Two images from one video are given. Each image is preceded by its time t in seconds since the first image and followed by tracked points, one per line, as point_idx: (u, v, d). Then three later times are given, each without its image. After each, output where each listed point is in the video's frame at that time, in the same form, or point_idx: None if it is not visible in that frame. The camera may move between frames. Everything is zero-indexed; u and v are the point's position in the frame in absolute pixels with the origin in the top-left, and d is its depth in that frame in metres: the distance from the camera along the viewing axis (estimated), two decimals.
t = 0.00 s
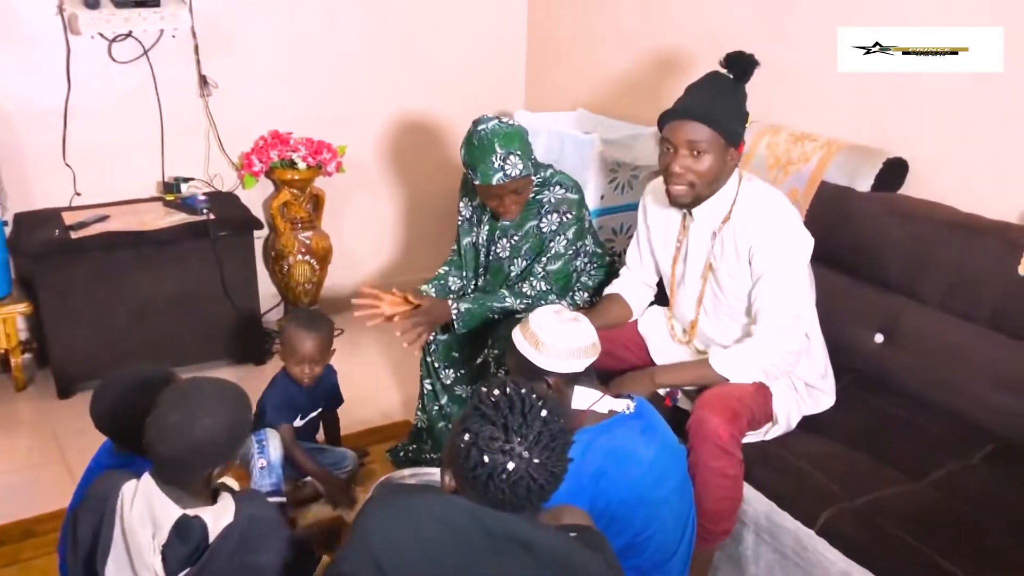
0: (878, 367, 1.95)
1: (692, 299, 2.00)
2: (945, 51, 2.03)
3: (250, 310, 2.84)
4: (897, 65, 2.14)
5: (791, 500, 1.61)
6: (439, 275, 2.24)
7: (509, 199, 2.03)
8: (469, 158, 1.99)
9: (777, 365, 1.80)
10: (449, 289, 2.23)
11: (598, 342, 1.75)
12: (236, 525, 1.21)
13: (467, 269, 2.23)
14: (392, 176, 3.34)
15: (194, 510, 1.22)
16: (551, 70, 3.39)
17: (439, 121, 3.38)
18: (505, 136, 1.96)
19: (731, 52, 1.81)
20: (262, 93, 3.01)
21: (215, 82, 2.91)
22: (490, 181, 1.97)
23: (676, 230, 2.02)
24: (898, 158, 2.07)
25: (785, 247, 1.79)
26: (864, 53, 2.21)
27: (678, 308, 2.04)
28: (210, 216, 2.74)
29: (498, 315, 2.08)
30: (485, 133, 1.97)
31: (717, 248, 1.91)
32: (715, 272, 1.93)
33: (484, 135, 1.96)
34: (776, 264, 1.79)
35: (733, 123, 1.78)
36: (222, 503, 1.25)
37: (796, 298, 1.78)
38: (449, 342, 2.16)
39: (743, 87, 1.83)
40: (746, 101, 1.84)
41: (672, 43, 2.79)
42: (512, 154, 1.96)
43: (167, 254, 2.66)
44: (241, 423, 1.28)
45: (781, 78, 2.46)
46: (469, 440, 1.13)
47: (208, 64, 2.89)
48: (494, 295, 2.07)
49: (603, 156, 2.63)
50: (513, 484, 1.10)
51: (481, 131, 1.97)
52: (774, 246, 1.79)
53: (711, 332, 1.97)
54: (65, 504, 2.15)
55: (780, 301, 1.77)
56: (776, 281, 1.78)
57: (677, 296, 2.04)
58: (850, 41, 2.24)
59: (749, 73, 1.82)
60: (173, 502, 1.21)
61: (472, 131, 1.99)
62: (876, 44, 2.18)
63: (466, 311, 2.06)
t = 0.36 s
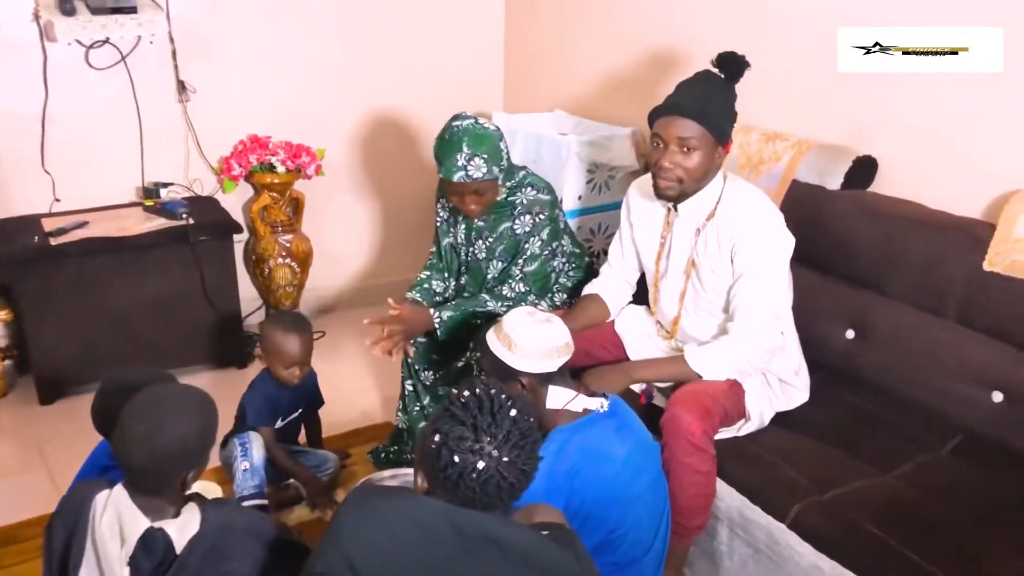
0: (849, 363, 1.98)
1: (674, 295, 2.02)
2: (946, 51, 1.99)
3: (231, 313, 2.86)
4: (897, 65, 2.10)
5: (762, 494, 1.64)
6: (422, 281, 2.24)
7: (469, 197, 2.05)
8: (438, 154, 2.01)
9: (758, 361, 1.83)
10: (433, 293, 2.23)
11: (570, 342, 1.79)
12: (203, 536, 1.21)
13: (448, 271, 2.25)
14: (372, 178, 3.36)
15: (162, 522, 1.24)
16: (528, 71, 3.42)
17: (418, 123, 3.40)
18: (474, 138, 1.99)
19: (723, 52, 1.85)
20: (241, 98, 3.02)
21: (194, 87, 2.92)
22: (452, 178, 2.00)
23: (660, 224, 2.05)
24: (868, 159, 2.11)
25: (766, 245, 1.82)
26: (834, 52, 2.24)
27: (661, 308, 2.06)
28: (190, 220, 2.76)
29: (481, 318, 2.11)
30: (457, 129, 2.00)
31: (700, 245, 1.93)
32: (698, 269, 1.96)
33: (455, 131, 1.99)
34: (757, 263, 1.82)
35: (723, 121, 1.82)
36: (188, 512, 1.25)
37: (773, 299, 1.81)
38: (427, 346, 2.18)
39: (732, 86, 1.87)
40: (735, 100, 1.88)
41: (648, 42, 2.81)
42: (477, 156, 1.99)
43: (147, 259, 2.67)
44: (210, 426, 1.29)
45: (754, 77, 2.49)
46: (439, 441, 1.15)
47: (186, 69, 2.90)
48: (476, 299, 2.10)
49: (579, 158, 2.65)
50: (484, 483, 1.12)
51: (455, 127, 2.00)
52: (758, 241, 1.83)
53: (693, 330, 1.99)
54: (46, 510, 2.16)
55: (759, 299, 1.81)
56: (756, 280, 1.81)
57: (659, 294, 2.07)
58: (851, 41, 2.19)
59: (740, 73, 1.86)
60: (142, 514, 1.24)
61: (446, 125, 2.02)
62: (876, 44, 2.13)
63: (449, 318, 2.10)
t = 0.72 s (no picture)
0: (827, 359, 2.00)
1: (659, 286, 2.02)
2: (946, 51, 1.97)
3: (212, 313, 2.85)
4: (897, 65, 2.07)
5: (739, 490, 1.65)
6: (401, 274, 2.26)
7: (435, 193, 2.06)
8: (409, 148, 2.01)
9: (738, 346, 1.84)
10: (412, 287, 2.26)
11: (551, 339, 1.78)
12: (192, 539, 1.20)
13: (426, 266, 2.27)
14: (353, 176, 3.36)
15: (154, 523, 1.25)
16: (509, 70, 3.42)
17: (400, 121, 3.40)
18: (446, 138, 1.99)
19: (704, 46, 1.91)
20: (221, 97, 3.01)
21: (173, 87, 2.91)
22: (419, 173, 2.00)
23: (643, 215, 2.07)
24: (843, 155, 2.11)
25: (750, 235, 1.85)
26: (812, 50, 2.26)
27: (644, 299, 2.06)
28: (170, 220, 2.75)
29: (456, 311, 2.10)
30: (433, 126, 2.00)
31: (684, 235, 1.95)
32: (682, 258, 1.97)
33: (431, 128, 2.00)
34: (741, 255, 1.84)
35: (708, 109, 1.86)
36: (182, 512, 1.26)
37: (756, 290, 1.83)
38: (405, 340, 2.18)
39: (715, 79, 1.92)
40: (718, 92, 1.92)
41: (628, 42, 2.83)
42: (447, 156, 1.99)
43: (128, 259, 2.66)
44: (196, 417, 1.31)
45: (733, 76, 2.50)
46: (415, 442, 1.16)
47: (165, 69, 2.89)
48: (452, 291, 2.10)
49: (562, 157, 2.65)
50: (460, 483, 1.13)
51: (431, 124, 2.01)
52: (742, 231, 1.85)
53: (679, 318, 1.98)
54: (27, 511, 2.16)
55: (740, 289, 1.83)
56: (740, 272, 1.83)
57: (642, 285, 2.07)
58: (851, 41, 2.15)
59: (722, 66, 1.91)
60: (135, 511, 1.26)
61: (423, 121, 2.03)
62: (876, 44, 2.10)
63: (423, 306, 2.08)
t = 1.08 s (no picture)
0: (816, 357, 2.00)
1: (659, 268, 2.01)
2: (945, 51, 1.95)
3: (203, 312, 2.85)
4: (896, 66, 2.05)
5: (727, 488, 1.66)
6: (391, 271, 2.24)
7: (426, 183, 2.05)
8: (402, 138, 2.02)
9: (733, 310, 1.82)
10: (402, 283, 2.24)
11: (542, 339, 1.78)
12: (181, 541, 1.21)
13: (419, 262, 2.26)
14: (345, 173, 3.35)
15: (162, 512, 1.27)
16: (500, 67, 3.42)
17: (391, 119, 3.40)
18: (438, 128, 1.99)
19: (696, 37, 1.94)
20: (211, 95, 3.00)
21: (163, 84, 2.91)
22: (411, 163, 2.00)
23: (640, 198, 2.06)
24: (834, 154, 2.11)
25: (742, 205, 1.85)
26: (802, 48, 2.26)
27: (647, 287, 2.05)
28: (160, 219, 2.74)
29: (444, 307, 2.10)
30: (426, 116, 2.00)
31: (680, 215, 1.94)
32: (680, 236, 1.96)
33: (425, 117, 2.00)
34: (733, 217, 1.84)
35: (704, 93, 1.88)
36: (191, 506, 1.28)
37: (747, 249, 1.82)
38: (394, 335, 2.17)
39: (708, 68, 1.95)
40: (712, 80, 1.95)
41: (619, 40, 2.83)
42: (438, 146, 1.99)
43: (117, 258, 2.65)
44: (184, 401, 1.34)
45: (723, 73, 2.51)
46: (402, 443, 1.16)
47: (155, 66, 2.88)
48: (442, 288, 2.10)
49: (553, 155, 2.67)
50: (447, 483, 1.13)
51: (425, 114, 2.01)
52: (738, 198, 1.85)
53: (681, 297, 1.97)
54: (16, 511, 2.15)
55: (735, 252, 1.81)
56: (730, 231, 1.82)
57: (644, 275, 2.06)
58: (851, 41, 2.13)
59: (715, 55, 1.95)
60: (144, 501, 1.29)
61: (418, 112, 2.03)
62: (876, 44, 2.08)
63: (413, 306, 2.07)
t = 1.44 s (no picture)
0: (811, 360, 2.00)
1: (646, 280, 2.02)
2: (945, 51, 1.95)
3: (197, 314, 2.84)
4: (896, 66, 2.04)
5: (721, 491, 1.65)
6: (378, 281, 2.24)
7: (408, 194, 2.04)
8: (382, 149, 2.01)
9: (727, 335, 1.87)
10: (389, 293, 2.24)
11: (534, 341, 1.78)
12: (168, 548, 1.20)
13: (404, 271, 2.25)
14: (339, 174, 3.35)
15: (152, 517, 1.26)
16: (495, 68, 3.41)
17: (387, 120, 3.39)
18: (418, 137, 1.98)
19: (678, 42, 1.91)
20: (205, 96, 2.99)
21: (157, 86, 2.90)
22: (392, 172, 1.99)
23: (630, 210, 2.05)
24: (825, 155, 2.12)
25: (739, 225, 1.87)
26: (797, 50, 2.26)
27: (633, 295, 2.06)
28: (154, 220, 2.74)
29: (433, 314, 2.09)
30: (406, 126, 2.00)
31: (671, 227, 1.96)
32: (670, 248, 1.97)
33: (404, 127, 1.99)
34: (732, 243, 1.87)
35: (683, 103, 1.86)
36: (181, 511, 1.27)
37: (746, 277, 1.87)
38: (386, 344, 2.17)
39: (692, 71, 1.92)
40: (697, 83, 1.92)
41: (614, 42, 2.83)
42: (420, 155, 1.98)
43: (111, 260, 2.64)
44: (173, 402, 1.33)
45: (719, 75, 2.50)
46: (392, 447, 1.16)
47: (149, 68, 2.87)
48: (428, 296, 2.09)
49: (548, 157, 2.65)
50: (438, 488, 1.13)
51: (405, 123, 2.00)
52: (733, 221, 1.87)
53: (668, 311, 1.98)
54: (8, 514, 2.14)
55: (730, 281, 1.87)
56: (733, 258, 1.86)
57: (631, 284, 2.06)
58: (851, 40, 2.12)
59: (699, 58, 1.91)
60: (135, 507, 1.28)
61: (397, 121, 2.02)
62: (876, 43, 2.07)
63: (401, 315, 2.08)
